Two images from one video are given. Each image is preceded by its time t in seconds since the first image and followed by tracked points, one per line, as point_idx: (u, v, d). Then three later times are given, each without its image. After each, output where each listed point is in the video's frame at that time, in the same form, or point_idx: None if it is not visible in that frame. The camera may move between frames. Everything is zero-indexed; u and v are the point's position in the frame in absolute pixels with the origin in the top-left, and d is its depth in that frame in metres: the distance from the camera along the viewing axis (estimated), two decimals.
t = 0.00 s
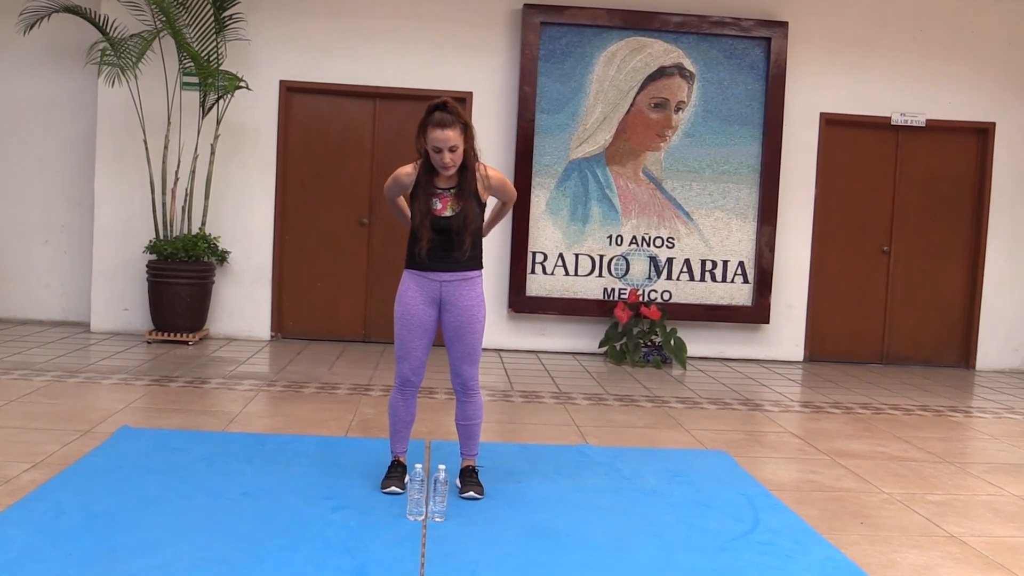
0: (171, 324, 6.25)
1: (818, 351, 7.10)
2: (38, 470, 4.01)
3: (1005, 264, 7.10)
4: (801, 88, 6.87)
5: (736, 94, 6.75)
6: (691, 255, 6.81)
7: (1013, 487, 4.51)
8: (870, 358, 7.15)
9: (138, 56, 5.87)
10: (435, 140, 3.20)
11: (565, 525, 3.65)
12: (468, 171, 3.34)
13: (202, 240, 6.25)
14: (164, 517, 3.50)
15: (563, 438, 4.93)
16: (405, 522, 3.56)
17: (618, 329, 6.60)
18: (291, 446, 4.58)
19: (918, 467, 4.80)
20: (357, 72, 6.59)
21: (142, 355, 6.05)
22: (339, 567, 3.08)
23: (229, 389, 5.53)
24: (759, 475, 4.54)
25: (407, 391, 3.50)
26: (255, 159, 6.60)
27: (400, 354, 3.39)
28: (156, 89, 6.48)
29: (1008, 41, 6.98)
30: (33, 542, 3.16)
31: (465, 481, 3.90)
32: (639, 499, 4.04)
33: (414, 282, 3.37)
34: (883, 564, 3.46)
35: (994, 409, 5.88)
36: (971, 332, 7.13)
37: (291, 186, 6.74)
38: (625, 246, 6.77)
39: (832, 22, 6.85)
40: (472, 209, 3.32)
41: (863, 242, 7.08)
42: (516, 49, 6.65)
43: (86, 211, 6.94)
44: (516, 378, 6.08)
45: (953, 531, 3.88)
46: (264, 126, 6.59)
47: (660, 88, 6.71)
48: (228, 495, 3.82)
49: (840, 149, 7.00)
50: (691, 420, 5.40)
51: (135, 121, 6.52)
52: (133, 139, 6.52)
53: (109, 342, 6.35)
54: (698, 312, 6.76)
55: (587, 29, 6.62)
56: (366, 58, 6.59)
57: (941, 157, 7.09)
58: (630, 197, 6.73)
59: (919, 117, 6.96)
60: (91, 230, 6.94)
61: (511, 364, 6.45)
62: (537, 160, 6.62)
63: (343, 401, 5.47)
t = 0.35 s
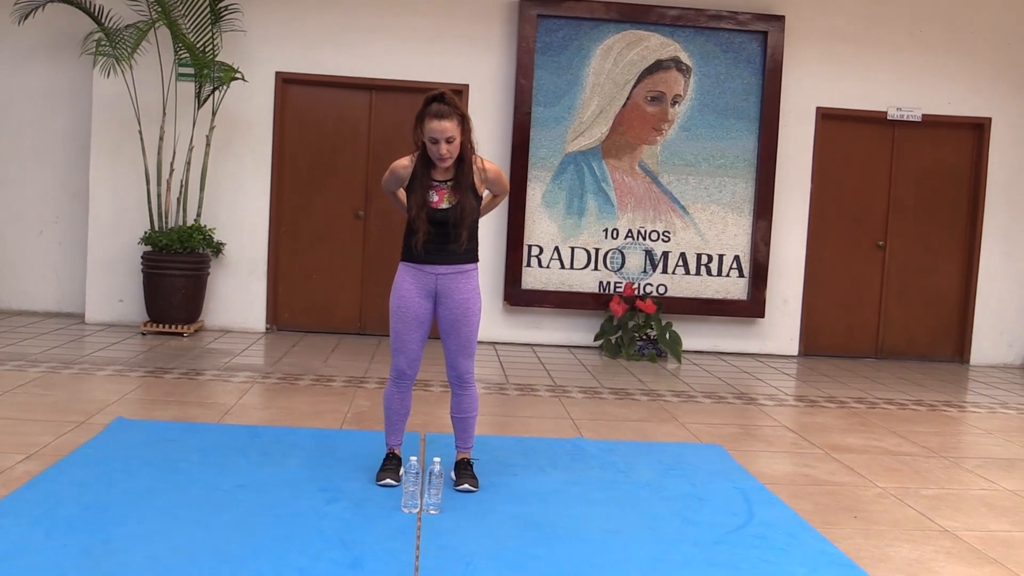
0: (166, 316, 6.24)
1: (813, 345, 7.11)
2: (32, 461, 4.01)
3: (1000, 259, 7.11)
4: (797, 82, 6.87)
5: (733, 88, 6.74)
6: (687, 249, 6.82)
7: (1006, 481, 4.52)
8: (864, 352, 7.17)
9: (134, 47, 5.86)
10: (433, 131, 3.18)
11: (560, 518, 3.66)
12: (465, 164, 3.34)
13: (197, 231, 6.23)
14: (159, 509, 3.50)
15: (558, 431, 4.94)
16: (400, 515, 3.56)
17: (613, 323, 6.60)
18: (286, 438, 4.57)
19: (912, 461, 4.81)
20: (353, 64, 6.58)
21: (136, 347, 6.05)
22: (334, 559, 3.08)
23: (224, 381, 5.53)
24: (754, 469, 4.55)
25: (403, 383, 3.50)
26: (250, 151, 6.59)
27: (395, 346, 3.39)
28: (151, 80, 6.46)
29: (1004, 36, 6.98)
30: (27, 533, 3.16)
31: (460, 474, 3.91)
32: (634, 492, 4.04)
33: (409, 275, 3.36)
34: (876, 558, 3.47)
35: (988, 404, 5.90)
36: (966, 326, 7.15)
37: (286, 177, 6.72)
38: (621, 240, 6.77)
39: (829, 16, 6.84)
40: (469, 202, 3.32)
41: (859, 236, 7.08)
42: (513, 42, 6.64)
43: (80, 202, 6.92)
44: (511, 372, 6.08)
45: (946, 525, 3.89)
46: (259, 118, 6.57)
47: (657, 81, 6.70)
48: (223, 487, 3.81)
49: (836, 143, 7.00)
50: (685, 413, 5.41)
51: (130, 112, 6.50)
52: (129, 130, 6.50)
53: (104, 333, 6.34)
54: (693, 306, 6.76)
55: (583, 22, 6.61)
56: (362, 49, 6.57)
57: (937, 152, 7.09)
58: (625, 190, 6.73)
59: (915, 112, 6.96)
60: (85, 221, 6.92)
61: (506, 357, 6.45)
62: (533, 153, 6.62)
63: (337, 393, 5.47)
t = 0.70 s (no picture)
0: (163, 310, 6.24)
1: (811, 342, 7.12)
2: (29, 455, 4.00)
3: (997, 256, 7.12)
4: (796, 79, 6.87)
5: (732, 84, 6.74)
6: (684, 245, 6.82)
7: (1001, 478, 4.53)
8: (861, 349, 7.17)
9: (132, 41, 5.86)
10: (432, 121, 3.19)
11: (556, 513, 3.66)
12: (465, 156, 3.34)
13: (195, 225, 6.23)
14: (156, 503, 3.49)
15: (555, 426, 4.94)
16: (397, 510, 3.56)
17: (610, 319, 6.60)
18: (284, 432, 4.57)
19: (908, 458, 4.82)
20: (351, 59, 6.57)
21: (134, 341, 6.04)
22: (331, 554, 3.08)
23: (221, 375, 5.53)
24: (750, 465, 4.55)
25: (400, 378, 3.49)
26: (248, 146, 6.58)
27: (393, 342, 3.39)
28: (149, 74, 6.45)
29: (1003, 33, 6.98)
30: (23, 528, 3.16)
31: (457, 469, 3.91)
32: (630, 487, 4.05)
33: (407, 270, 3.35)
34: (872, 554, 3.47)
35: (985, 401, 5.91)
36: (963, 324, 7.16)
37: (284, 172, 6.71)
38: (619, 236, 6.77)
39: (828, 13, 6.84)
40: (468, 195, 3.31)
41: (857, 233, 7.08)
42: (511, 37, 6.63)
43: (77, 195, 6.91)
44: (508, 367, 6.09)
45: (942, 522, 3.90)
46: (257, 112, 6.56)
47: (655, 77, 6.69)
48: (220, 481, 3.81)
49: (835, 140, 7.00)
50: (682, 409, 5.42)
51: (128, 105, 6.49)
52: (126, 124, 6.50)
53: (101, 327, 6.33)
54: (691, 302, 6.77)
55: (582, 18, 6.60)
56: (361, 44, 6.56)
57: (935, 149, 7.09)
58: (623, 186, 6.73)
59: (913, 109, 6.96)
60: (82, 214, 6.91)
61: (504, 353, 6.45)
62: (531, 149, 6.61)
63: (335, 388, 5.47)
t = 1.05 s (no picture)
0: (160, 309, 6.23)
1: (809, 342, 7.12)
2: (27, 455, 4.00)
3: (995, 256, 7.12)
4: (793, 79, 6.87)
5: (730, 83, 6.74)
6: (682, 245, 6.82)
7: (998, 478, 4.53)
8: (859, 349, 7.17)
9: (129, 39, 5.85)
10: (433, 109, 3.23)
11: (553, 513, 3.66)
12: (463, 149, 3.36)
13: (192, 225, 6.23)
14: (153, 503, 3.49)
15: (552, 426, 4.93)
16: (394, 509, 3.55)
17: (608, 318, 6.60)
18: (281, 431, 4.57)
19: (905, 458, 4.82)
20: (349, 57, 6.57)
21: (131, 340, 6.04)
22: (327, 554, 3.07)
23: (218, 374, 5.52)
24: (747, 465, 4.55)
25: (398, 377, 3.49)
26: (245, 144, 6.58)
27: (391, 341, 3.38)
28: (146, 72, 6.45)
29: (1001, 33, 6.98)
30: (21, 527, 3.16)
31: (454, 468, 3.90)
32: (627, 487, 4.05)
33: (405, 270, 3.35)
34: (868, 553, 3.48)
35: (983, 401, 5.90)
36: (961, 323, 7.16)
37: (281, 171, 6.70)
38: (616, 235, 6.77)
39: (826, 13, 6.84)
40: (467, 187, 3.32)
41: (855, 233, 7.08)
42: (509, 36, 6.63)
43: (73, 194, 6.91)
44: (506, 367, 6.08)
45: (938, 522, 3.89)
46: (254, 111, 6.56)
47: (653, 76, 6.69)
48: (217, 481, 3.80)
49: (833, 140, 7.00)
50: (679, 409, 5.41)
51: (124, 104, 6.48)
52: (123, 122, 6.49)
53: (98, 326, 6.33)
54: (689, 301, 6.77)
55: (580, 17, 6.60)
56: (359, 43, 6.56)
57: (933, 149, 7.09)
58: (621, 185, 6.73)
59: (912, 108, 6.96)
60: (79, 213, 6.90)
61: (501, 352, 6.45)
62: (529, 148, 6.61)
63: (332, 387, 5.46)
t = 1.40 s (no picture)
0: (145, 312, 6.03)
1: (815, 345, 6.94)
2: (2, 464, 3.80)
3: (1006, 256, 6.95)
4: (799, 74, 6.70)
5: (734, 79, 6.56)
6: (685, 245, 6.64)
7: (1014, 487, 4.35)
8: (868, 352, 7.00)
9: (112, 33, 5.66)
10: (428, 98, 3.06)
11: (553, 524, 3.46)
12: (459, 145, 3.18)
13: (178, 225, 6.04)
14: (137, 513, 3.29)
15: (551, 433, 4.74)
16: (388, 520, 3.36)
17: (608, 321, 6.42)
18: (270, 439, 4.37)
19: (916, 465, 4.63)
20: (341, 52, 6.38)
21: (114, 344, 5.83)
22: (319, 566, 2.88)
23: (205, 381, 5.32)
24: (753, 473, 4.36)
25: (391, 383, 3.29)
26: (234, 142, 6.38)
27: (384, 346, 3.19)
28: (130, 67, 6.25)
29: (1010, 27, 6.81)
30: None
31: (450, 478, 3.71)
32: (628, 496, 3.85)
33: (398, 273, 3.16)
34: (880, 566, 3.29)
35: (994, 406, 5.72)
36: (973, 326, 6.98)
37: (274, 169, 6.51)
38: (617, 235, 6.59)
39: (832, 6, 6.67)
40: (464, 184, 3.14)
41: (864, 233, 6.91)
42: (506, 30, 6.44)
43: (56, 193, 6.70)
44: (503, 371, 5.89)
45: (951, 532, 3.71)
46: (244, 107, 6.36)
47: (655, 71, 6.51)
48: (203, 491, 3.60)
49: (840, 137, 6.83)
50: (683, 416, 5.22)
51: (108, 100, 6.28)
52: (107, 120, 6.29)
53: (81, 330, 6.12)
54: (691, 303, 6.58)
55: (579, 10, 6.41)
56: (351, 37, 6.37)
57: (943, 147, 6.92)
58: (622, 184, 6.55)
59: (921, 104, 6.79)
60: (61, 214, 6.70)
61: (498, 356, 6.26)
62: (526, 145, 6.43)
63: (323, 394, 5.27)
